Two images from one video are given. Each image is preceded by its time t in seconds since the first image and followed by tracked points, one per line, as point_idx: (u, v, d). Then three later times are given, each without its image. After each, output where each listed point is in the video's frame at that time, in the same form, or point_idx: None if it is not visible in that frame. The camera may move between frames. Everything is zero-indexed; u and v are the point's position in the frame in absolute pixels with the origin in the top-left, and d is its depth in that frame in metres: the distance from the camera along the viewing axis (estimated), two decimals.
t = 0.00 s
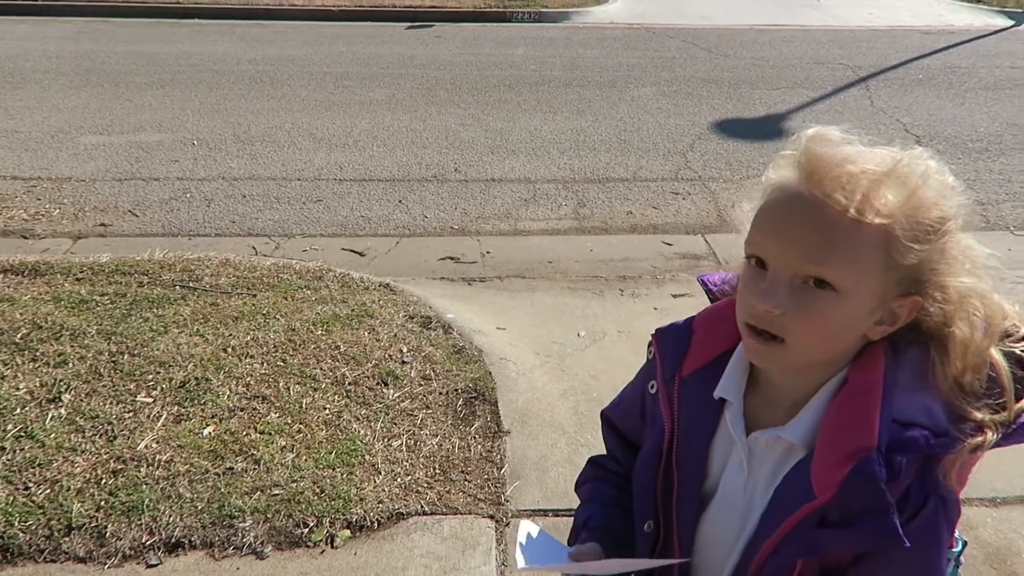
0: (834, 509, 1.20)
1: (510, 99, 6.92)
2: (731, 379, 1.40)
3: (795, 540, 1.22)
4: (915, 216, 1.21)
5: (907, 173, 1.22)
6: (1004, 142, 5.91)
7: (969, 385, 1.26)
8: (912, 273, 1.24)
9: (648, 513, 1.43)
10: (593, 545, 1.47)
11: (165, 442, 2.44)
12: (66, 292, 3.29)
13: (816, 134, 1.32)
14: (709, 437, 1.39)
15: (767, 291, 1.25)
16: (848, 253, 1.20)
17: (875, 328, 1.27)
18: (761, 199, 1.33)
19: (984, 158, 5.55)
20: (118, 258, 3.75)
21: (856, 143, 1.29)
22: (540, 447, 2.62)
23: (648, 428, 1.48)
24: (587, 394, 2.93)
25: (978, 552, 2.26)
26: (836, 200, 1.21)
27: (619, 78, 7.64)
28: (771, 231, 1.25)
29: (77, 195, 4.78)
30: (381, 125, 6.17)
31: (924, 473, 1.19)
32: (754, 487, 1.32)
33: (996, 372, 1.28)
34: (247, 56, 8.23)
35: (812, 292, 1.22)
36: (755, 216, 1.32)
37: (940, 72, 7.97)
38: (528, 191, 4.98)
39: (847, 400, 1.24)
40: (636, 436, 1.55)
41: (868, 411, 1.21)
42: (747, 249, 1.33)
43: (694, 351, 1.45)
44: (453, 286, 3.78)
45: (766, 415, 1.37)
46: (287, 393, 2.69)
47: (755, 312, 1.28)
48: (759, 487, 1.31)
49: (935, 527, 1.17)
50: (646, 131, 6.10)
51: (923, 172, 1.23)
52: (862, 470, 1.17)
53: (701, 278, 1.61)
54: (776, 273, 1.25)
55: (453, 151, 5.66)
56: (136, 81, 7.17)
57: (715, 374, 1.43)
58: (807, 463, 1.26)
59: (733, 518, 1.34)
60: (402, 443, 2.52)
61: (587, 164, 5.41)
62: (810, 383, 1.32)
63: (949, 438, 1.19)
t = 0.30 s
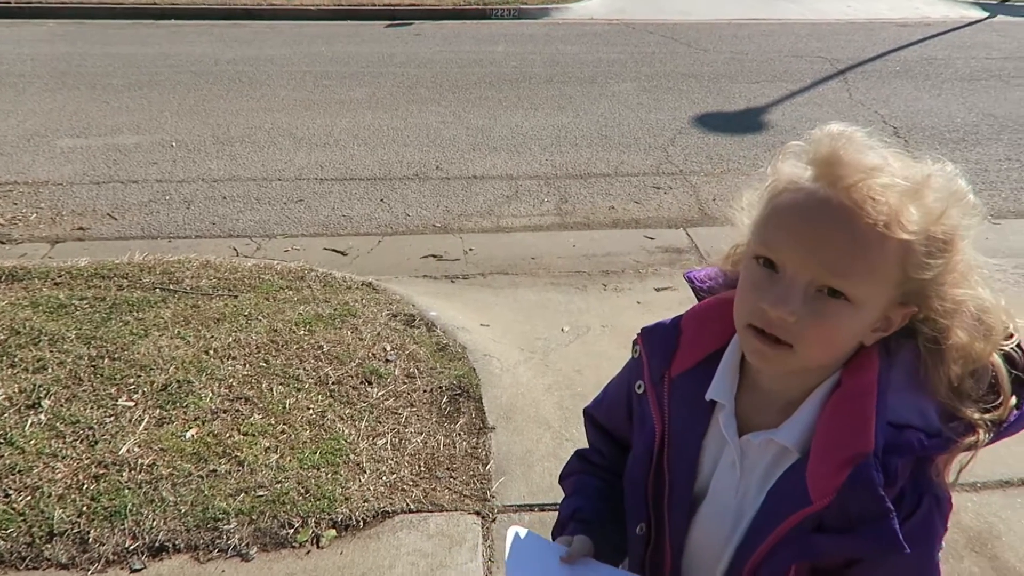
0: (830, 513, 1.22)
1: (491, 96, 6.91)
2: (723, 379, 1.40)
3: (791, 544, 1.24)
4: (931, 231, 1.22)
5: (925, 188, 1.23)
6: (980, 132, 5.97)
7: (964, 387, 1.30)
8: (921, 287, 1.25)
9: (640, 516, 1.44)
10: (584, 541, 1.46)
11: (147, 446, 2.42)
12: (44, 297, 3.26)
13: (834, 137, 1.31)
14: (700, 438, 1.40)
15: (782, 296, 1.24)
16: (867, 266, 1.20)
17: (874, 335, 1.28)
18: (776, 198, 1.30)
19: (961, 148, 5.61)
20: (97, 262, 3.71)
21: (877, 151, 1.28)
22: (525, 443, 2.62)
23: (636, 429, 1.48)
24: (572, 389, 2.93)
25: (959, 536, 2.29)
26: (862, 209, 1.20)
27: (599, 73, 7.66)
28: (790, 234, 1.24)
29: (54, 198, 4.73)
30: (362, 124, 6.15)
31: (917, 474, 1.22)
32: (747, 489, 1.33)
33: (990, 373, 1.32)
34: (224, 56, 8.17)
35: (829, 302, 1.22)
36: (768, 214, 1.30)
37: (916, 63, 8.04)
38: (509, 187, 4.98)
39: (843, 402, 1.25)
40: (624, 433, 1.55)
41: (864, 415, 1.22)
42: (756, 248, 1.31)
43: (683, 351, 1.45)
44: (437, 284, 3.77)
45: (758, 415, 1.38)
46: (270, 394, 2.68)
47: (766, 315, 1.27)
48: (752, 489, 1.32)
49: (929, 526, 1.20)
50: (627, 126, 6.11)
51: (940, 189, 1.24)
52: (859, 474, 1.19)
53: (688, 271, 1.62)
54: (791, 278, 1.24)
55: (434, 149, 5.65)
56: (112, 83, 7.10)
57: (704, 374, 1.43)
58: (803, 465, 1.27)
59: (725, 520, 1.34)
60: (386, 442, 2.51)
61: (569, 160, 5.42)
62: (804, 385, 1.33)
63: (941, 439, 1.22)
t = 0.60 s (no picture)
0: (790, 486, 1.23)
1: (471, 91, 6.90)
2: (688, 362, 1.41)
3: (754, 518, 1.25)
4: (887, 218, 1.25)
5: (881, 177, 1.26)
6: (955, 121, 6.05)
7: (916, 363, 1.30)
8: (876, 270, 1.27)
9: (615, 501, 1.45)
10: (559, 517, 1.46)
11: (129, 448, 2.40)
12: (21, 299, 3.21)
13: (795, 125, 1.32)
14: (670, 422, 1.40)
15: (743, 282, 1.25)
16: (825, 253, 1.22)
17: (829, 318, 1.29)
18: (738, 185, 1.31)
19: (936, 138, 5.67)
20: (74, 263, 3.67)
21: (837, 141, 1.30)
22: (510, 437, 2.63)
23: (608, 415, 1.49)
24: (555, 382, 2.95)
25: (938, 521, 2.32)
26: (822, 199, 1.21)
27: (578, 67, 7.66)
28: (753, 221, 1.24)
29: (29, 199, 4.66)
30: (341, 120, 6.12)
31: (875, 448, 1.22)
32: (715, 468, 1.34)
33: (939, 349, 1.31)
34: (200, 53, 8.08)
35: (788, 288, 1.23)
36: (730, 200, 1.30)
37: (892, 54, 8.12)
38: (491, 182, 4.98)
39: (800, 380, 1.26)
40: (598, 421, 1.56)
41: (821, 391, 1.24)
42: (717, 234, 1.32)
43: (649, 336, 1.46)
44: (419, 280, 3.77)
45: (723, 396, 1.39)
46: (253, 393, 2.66)
47: (726, 301, 1.27)
48: (719, 468, 1.33)
49: (887, 495, 1.21)
50: (607, 119, 6.13)
51: (895, 178, 1.27)
52: (815, 447, 1.20)
53: (654, 260, 1.64)
54: (753, 265, 1.25)
55: (414, 144, 5.63)
56: (87, 81, 7.01)
57: (673, 358, 1.44)
58: (765, 442, 1.28)
59: (694, 500, 1.35)
60: (371, 438, 2.51)
61: (549, 154, 5.42)
62: (765, 365, 1.34)
63: (896, 412, 1.23)
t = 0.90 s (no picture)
0: (781, 445, 1.20)
1: (468, 87, 6.89)
2: (687, 337, 1.35)
3: (743, 477, 1.22)
4: (847, 189, 1.18)
5: (836, 147, 1.17)
6: (952, 115, 6.05)
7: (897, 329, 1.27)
8: (849, 240, 1.21)
9: (615, 479, 1.39)
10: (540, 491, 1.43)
11: (130, 445, 2.40)
12: (19, 297, 3.21)
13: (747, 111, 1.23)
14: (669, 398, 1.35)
15: (709, 284, 1.22)
16: (785, 239, 1.17)
17: (811, 292, 1.25)
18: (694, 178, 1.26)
19: (934, 131, 5.68)
20: (72, 260, 3.66)
21: (791, 117, 1.20)
22: (510, 432, 2.63)
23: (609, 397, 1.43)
24: (554, 376, 2.95)
25: (938, 512, 2.33)
26: (775, 197, 1.15)
27: (575, 62, 7.65)
28: (709, 224, 1.19)
29: (26, 198, 4.65)
30: (339, 116, 6.11)
31: (865, 411, 1.20)
32: (713, 440, 1.30)
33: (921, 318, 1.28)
34: (196, 50, 8.06)
35: (754, 279, 1.19)
36: (690, 195, 1.25)
37: (888, 48, 8.12)
38: (489, 178, 4.97)
39: (790, 348, 1.23)
40: (597, 407, 1.51)
41: (809, 355, 1.21)
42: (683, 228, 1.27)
43: (651, 314, 1.40)
44: (417, 276, 3.76)
45: (722, 369, 1.34)
46: (253, 389, 2.66)
47: (697, 299, 1.25)
48: (717, 438, 1.30)
49: (877, 461, 1.18)
50: (604, 114, 6.12)
51: (852, 142, 1.19)
52: (805, 407, 1.17)
53: (652, 244, 1.58)
54: (717, 265, 1.21)
55: (412, 140, 5.62)
56: (83, 79, 6.99)
57: (674, 334, 1.37)
58: (756, 407, 1.25)
59: (690, 469, 1.32)
60: (372, 434, 2.51)
61: (547, 149, 5.42)
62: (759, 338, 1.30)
63: (885, 376, 1.20)
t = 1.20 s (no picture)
0: (785, 429, 1.17)
1: (473, 85, 6.88)
2: (694, 327, 1.32)
3: (747, 461, 1.18)
4: (832, 181, 1.14)
5: (814, 142, 1.14)
6: (959, 112, 6.03)
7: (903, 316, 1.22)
8: (836, 229, 1.16)
9: (619, 465, 1.35)
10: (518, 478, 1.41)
11: (135, 443, 2.40)
12: (25, 295, 3.21)
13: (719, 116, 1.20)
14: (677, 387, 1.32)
15: (705, 290, 1.20)
16: (774, 239, 1.14)
17: (817, 282, 1.21)
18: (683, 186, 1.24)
19: (940, 129, 5.65)
20: (78, 259, 3.67)
21: (762, 116, 1.16)
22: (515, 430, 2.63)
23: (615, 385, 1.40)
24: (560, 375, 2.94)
25: (946, 511, 2.32)
26: (754, 202, 1.12)
27: (580, 60, 7.64)
28: (695, 233, 1.17)
29: (32, 196, 4.66)
30: (343, 114, 6.11)
31: (871, 399, 1.16)
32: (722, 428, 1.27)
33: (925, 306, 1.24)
34: (201, 49, 8.07)
35: (750, 282, 1.16)
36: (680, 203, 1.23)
37: (895, 45, 8.10)
38: (494, 176, 4.97)
39: (796, 334, 1.19)
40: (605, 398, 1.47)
41: (815, 340, 1.17)
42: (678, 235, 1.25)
43: (660, 303, 1.37)
44: (422, 274, 3.76)
45: (732, 358, 1.31)
46: (258, 388, 2.67)
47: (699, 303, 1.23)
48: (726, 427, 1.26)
49: (881, 449, 1.14)
50: (609, 112, 6.11)
51: (827, 135, 1.15)
52: (810, 390, 1.14)
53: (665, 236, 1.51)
54: (710, 271, 1.18)
55: (417, 139, 5.62)
56: (88, 78, 7.00)
57: (682, 324, 1.34)
58: (762, 394, 1.22)
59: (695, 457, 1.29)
60: (378, 433, 2.51)
61: (553, 147, 5.41)
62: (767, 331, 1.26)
63: (894, 365, 1.17)
